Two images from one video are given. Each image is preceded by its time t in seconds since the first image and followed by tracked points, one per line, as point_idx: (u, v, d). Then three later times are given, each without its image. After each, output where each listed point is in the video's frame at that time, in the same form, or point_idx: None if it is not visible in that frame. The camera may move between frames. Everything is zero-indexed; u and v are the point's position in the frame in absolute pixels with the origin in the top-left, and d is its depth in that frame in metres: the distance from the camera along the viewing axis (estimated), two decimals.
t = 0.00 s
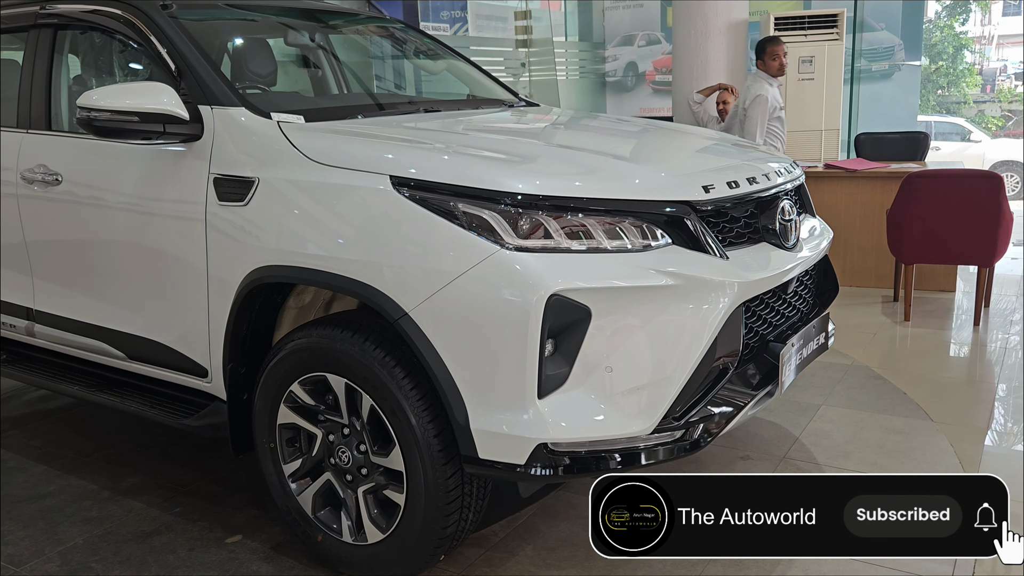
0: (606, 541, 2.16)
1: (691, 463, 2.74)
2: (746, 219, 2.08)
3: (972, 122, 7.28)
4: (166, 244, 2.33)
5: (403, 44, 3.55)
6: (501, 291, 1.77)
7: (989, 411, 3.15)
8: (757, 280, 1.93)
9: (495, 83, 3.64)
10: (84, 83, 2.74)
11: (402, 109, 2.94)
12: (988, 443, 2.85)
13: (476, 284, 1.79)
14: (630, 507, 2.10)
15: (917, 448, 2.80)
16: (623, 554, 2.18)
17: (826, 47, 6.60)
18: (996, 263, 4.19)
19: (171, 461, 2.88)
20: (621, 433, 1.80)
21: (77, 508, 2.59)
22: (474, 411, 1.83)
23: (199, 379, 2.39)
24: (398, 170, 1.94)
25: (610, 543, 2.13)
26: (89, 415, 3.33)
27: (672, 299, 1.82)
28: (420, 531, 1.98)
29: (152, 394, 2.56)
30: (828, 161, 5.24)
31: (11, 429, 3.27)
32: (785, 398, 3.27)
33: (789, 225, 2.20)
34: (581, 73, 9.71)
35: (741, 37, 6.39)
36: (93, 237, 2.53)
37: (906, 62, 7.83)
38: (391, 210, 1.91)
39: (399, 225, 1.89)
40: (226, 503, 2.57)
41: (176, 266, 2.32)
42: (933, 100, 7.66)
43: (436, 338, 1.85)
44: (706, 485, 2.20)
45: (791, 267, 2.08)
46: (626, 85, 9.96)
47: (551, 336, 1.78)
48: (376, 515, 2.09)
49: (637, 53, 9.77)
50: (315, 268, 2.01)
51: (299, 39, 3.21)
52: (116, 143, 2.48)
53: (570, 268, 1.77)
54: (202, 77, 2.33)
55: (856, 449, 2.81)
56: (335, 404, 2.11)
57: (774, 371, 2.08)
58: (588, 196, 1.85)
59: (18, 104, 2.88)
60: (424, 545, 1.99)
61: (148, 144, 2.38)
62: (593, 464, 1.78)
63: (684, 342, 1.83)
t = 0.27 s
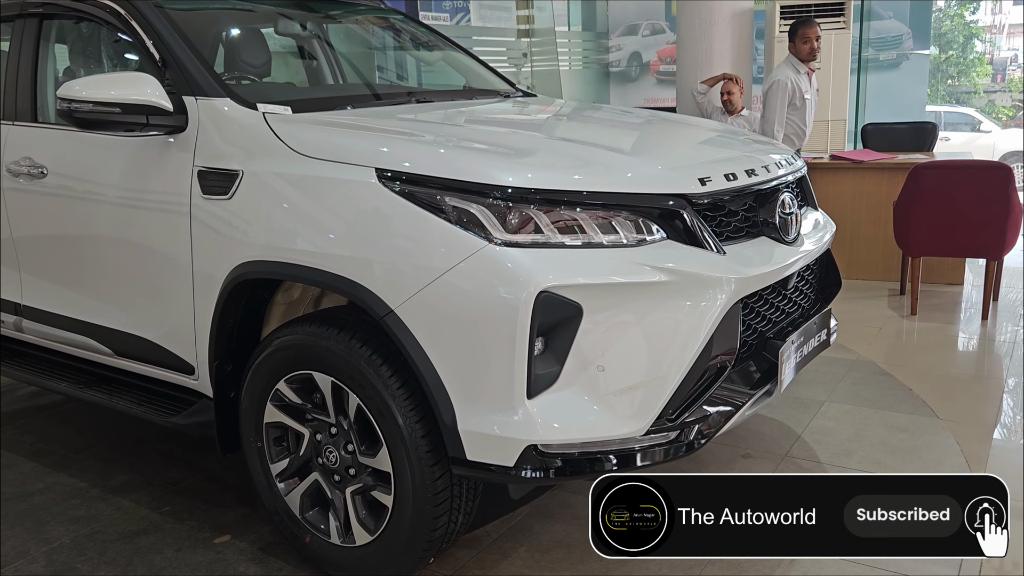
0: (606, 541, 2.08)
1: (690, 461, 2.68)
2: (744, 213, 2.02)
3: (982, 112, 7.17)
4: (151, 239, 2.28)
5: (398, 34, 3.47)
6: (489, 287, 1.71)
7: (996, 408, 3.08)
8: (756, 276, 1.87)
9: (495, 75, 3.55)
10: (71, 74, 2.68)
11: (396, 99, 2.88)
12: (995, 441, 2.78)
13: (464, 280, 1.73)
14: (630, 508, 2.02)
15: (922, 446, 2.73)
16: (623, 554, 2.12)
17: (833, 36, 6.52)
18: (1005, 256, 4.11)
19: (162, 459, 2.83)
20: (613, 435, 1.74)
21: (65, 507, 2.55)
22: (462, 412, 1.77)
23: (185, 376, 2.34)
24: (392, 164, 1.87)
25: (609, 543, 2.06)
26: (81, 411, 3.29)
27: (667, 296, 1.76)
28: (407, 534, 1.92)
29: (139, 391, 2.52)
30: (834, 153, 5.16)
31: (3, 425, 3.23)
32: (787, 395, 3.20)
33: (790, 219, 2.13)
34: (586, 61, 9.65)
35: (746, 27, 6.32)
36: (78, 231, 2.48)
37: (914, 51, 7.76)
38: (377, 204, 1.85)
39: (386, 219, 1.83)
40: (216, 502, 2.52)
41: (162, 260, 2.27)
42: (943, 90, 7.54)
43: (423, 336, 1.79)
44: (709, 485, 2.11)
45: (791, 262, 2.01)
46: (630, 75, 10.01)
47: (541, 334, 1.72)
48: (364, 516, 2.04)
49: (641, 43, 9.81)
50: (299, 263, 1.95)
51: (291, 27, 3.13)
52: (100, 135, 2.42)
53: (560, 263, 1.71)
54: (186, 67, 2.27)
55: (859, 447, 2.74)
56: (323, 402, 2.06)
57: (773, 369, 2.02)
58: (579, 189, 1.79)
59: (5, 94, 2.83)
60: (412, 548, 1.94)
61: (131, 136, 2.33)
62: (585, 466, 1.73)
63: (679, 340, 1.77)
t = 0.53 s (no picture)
0: (606, 542, 2.09)
1: (682, 461, 2.62)
2: (737, 206, 1.94)
3: (977, 105, 7.22)
4: (124, 232, 2.20)
5: (384, 22, 3.37)
6: (469, 283, 1.63)
7: (995, 405, 3.03)
8: (751, 271, 1.80)
9: (483, 65, 3.46)
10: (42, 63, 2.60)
11: (381, 88, 2.80)
12: (994, 439, 2.73)
13: (444, 276, 1.66)
14: (630, 508, 2.05)
15: (920, 445, 2.67)
16: (624, 554, 2.09)
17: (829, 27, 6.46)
18: (1003, 249, 4.04)
19: (140, 459, 2.76)
20: (600, 437, 1.67)
21: (39, 509, 2.47)
22: (443, 414, 1.70)
23: (160, 374, 2.26)
24: (376, 156, 1.78)
25: (610, 543, 2.07)
26: (59, 409, 3.21)
27: (657, 292, 1.69)
28: (388, 539, 1.86)
29: (114, 390, 2.44)
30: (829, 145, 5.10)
31: None
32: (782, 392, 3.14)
33: (785, 212, 2.06)
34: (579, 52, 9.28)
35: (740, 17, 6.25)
36: (49, 225, 2.40)
37: (910, 43, 7.66)
38: (354, 196, 1.77)
39: (363, 212, 1.75)
40: (194, 504, 2.45)
41: (135, 255, 2.19)
42: (939, 83, 7.48)
43: (402, 334, 1.71)
44: (702, 483, 2.22)
45: (786, 257, 1.94)
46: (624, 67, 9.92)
47: (526, 332, 1.65)
48: (344, 520, 1.97)
49: (635, 34, 10.22)
50: (274, 258, 1.87)
51: (273, 15, 3.03)
52: (71, 125, 2.34)
53: (545, 258, 1.64)
54: (160, 54, 2.20)
55: (855, 446, 2.69)
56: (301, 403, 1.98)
57: (766, 368, 1.95)
58: (566, 181, 1.72)
59: None
60: (393, 553, 1.87)
61: (102, 126, 2.25)
62: (573, 469, 1.66)
63: (669, 338, 1.70)
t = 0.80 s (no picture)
0: (606, 541, 1.93)
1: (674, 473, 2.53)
2: (731, 211, 1.85)
3: (965, 104, 7.12)
4: (86, 239, 2.09)
5: (364, 17, 3.25)
6: (447, 293, 1.53)
7: (992, 412, 2.95)
8: (745, 279, 1.71)
9: (467, 63, 3.35)
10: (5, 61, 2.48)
11: (364, 87, 2.70)
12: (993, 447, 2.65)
13: (421, 286, 1.55)
14: (631, 507, 1.85)
15: (918, 455, 2.59)
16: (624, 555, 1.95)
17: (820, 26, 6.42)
18: (997, 251, 3.95)
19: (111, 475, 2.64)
20: (587, 458, 1.58)
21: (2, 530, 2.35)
22: (420, 434, 1.60)
23: (126, 389, 2.15)
24: (353, 160, 1.68)
25: (610, 543, 1.92)
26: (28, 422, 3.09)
27: (647, 303, 1.59)
28: (364, 564, 1.76)
29: (80, 405, 2.32)
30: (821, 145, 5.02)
31: None
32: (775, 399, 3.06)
33: (780, 216, 1.97)
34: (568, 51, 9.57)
35: (730, 15, 6.18)
36: (10, 231, 2.29)
37: (901, 40, 7.79)
38: (326, 202, 1.66)
39: (335, 219, 1.64)
40: (165, 524, 2.34)
41: (98, 263, 2.08)
42: (928, 81, 7.48)
43: (377, 349, 1.61)
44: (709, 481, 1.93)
45: (782, 264, 1.85)
46: (613, 66, 9.85)
47: (507, 347, 1.55)
48: (318, 544, 1.87)
49: (624, 33, 9.78)
50: (242, 267, 1.77)
51: (246, 10, 2.89)
52: (32, 126, 2.23)
53: (528, 268, 1.54)
54: (123, 52, 2.09)
55: (852, 456, 2.60)
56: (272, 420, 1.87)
57: (761, 381, 1.86)
58: (550, 185, 1.62)
59: None
60: None
61: (61, 127, 2.14)
62: (560, 493, 1.57)
63: (660, 352, 1.61)
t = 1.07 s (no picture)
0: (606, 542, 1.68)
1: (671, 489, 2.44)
2: (731, 222, 1.77)
3: (957, 101, 7.09)
4: (55, 251, 1.99)
5: (349, 16, 3.15)
6: (432, 314, 1.44)
7: (995, 421, 2.88)
8: (747, 296, 1.63)
9: (456, 64, 3.24)
10: None
11: (352, 88, 2.60)
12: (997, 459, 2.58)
13: (404, 306, 1.46)
14: (632, 507, 1.59)
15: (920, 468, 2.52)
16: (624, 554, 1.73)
17: (814, 23, 6.35)
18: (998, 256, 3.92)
19: (86, 492, 2.54)
20: (581, 486, 1.50)
21: None
22: (404, 461, 1.52)
23: (98, 407, 2.05)
24: (336, 171, 1.58)
25: (610, 544, 1.68)
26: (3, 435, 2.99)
27: (643, 322, 1.51)
28: None
29: (51, 421, 2.22)
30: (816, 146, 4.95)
31: None
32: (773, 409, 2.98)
33: (783, 227, 1.89)
34: (559, 48, 9.54)
35: (724, 13, 6.10)
36: None
37: (896, 39, 7.74)
38: (304, 214, 1.57)
39: (314, 233, 1.55)
40: (141, 546, 2.24)
41: (67, 276, 1.98)
42: (921, 79, 7.47)
43: (358, 371, 1.52)
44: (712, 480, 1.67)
45: (785, 278, 1.77)
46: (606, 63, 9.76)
47: (497, 370, 1.46)
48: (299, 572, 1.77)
49: (615, 30, 9.64)
50: (216, 283, 1.67)
51: (225, 9, 2.80)
52: None
53: (519, 286, 1.45)
54: (93, 54, 1.99)
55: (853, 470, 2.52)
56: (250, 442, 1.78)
57: (763, 400, 1.79)
58: (542, 197, 1.53)
59: None
60: None
61: (28, 132, 2.04)
62: (553, 526, 1.48)
63: (658, 374, 1.52)
